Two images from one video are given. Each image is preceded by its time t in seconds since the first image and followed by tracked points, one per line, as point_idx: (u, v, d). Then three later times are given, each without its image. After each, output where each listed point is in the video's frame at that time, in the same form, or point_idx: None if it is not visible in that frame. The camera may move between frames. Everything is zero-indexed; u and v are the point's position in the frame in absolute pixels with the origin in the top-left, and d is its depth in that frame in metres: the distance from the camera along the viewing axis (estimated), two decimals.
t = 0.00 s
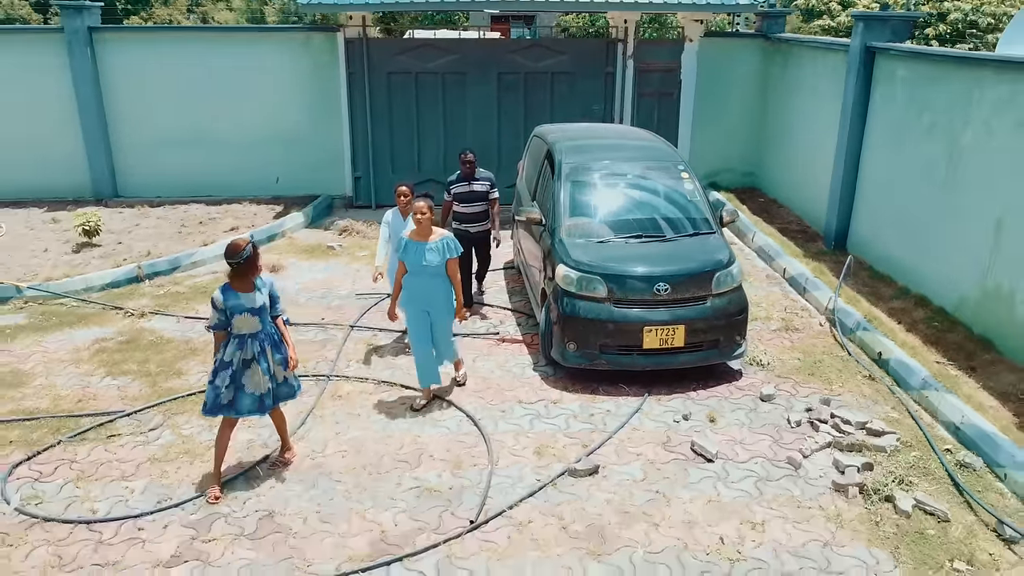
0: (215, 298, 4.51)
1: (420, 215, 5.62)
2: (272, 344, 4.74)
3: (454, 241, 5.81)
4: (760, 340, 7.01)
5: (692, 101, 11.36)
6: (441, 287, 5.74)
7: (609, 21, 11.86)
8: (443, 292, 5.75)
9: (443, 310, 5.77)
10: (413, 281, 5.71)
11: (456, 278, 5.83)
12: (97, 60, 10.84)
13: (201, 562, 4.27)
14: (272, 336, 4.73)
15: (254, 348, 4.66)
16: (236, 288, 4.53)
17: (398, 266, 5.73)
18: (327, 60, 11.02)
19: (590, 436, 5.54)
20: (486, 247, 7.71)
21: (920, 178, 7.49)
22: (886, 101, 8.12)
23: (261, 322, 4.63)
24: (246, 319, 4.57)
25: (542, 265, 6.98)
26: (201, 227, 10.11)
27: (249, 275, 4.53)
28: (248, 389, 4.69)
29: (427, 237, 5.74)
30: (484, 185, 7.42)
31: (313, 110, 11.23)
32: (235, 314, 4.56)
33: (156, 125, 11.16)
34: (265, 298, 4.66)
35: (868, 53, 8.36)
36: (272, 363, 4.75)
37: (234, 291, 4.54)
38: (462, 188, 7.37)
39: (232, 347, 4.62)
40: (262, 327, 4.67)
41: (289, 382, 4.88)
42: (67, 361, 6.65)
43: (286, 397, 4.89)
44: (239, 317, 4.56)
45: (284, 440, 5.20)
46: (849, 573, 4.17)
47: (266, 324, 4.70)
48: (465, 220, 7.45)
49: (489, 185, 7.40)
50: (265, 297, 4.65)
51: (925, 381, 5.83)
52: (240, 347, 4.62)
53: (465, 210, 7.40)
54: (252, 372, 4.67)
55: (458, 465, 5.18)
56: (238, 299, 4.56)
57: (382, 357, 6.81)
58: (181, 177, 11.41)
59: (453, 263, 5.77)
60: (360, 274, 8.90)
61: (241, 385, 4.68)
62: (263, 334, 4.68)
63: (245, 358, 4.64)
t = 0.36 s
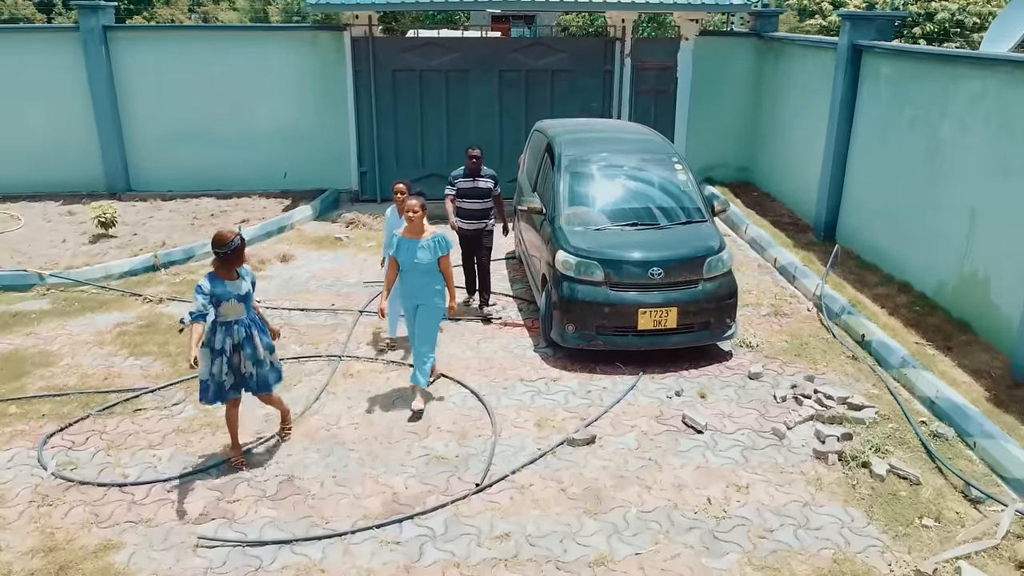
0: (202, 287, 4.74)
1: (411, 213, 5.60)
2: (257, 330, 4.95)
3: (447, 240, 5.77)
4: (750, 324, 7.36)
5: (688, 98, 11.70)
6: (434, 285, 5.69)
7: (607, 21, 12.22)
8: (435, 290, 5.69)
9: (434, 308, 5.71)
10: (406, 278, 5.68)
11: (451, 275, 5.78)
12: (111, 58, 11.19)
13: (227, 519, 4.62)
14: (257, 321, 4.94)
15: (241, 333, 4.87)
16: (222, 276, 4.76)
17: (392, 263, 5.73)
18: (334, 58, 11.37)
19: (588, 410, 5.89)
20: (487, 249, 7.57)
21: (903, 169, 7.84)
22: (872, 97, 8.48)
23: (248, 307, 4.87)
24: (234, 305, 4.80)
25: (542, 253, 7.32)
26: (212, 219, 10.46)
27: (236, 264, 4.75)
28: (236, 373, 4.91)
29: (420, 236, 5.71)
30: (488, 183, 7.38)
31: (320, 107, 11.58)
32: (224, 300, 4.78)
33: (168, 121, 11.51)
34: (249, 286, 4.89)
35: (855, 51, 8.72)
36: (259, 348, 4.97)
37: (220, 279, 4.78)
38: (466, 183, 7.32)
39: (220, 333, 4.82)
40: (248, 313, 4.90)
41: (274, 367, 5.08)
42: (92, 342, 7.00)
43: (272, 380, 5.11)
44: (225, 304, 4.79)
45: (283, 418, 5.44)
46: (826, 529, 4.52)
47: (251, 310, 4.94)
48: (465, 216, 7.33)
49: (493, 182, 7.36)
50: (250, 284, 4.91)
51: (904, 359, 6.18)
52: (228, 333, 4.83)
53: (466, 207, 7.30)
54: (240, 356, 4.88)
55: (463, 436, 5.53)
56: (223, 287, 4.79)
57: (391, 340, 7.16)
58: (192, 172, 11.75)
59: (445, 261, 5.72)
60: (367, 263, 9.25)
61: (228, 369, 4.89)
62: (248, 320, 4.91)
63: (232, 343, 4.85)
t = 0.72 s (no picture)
0: (196, 275, 4.74)
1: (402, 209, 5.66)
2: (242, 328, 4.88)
3: (436, 238, 5.74)
4: (740, 310, 7.68)
5: (684, 95, 12.03)
6: (420, 282, 5.76)
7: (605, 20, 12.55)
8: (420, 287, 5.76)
9: (421, 303, 5.79)
10: (395, 273, 5.76)
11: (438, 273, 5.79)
12: (123, 56, 11.51)
13: (246, 484, 4.94)
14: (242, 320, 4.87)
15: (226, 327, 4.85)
16: (214, 267, 4.77)
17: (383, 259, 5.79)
18: (339, 56, 11.70)
19: (584, 387, 6.22)
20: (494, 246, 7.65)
21: (888, 162, 8.16)
22: (859, 92, 8.82)
23: (234, 304, 4.81)
24: (220, 299, 4.77)
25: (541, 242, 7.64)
26: (222, 212, 10.78)
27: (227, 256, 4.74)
28: (222, 364, 4.93)
29: (410, 232, 5.73)
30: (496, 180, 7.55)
31: (326, 104, 11.91)
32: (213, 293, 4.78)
33: (178, 118, 11.84)
34: (243, 282, 4.84)
35: (843, 49, 9.06)
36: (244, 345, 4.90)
37: (213, 270, 4.79)
38: (475, 180, 7.49)
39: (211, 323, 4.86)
40: (236, 309, 4.84)
41: (262, 367, 5.00)
42: (110, 326, 7.33)
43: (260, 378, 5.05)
44: (214, 296, 4.78)
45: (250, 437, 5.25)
46: (806, 493, 4.83)
47: (242, 306, 4.87)
48: (475, 212, 7.48)
49: (502, 179, 7.53)
50: (244, 280, 4.84)
51: (885, 341, 6.50)
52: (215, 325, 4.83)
53: (476, 203, 7.46)
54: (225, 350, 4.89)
55: (466, 411, 5.86)
56: (216, 278, 4.78)
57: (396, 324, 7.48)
58: (201, 167, 12.08)
59: (434, 259, 5.71)
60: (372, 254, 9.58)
61: (217, 358, 4.92)
62: (237, 315, 4.86)
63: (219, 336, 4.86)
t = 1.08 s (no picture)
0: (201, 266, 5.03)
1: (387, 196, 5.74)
2: (230, 326, 5.01)
3: (419, 239, 5.73)
4: (734, 299, 7.94)
5: (681, 93, 12.29)
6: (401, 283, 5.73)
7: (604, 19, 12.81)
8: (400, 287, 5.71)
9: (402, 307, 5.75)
10: (379, 275, 5.77)
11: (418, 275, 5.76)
12: (132, 54, 11.77)
13: (261, 460, 5.20)
14: (230, 318, 5.00)
15: (217, 322, 5.03)
16: (214, 262, 5.00)
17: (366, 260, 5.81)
18: (344, 55, 11.94)
19: (582, 372, 6.48)
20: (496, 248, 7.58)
21: (877, 157, 8.42)
22: (850, 89, 9.08)
23: (223, 300, 4.99)
24: (213, 293, 5.00)
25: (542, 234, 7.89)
26: (229, 207, 11.03)
27: (221, 253, 4.94)
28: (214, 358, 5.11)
29: (395, 233, 5.74)
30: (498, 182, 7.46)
31: (331, 102, 12.15)
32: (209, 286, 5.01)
33: (185, 115, 12.09)
34: (234, 280, 4.98)
35: (834, 47, 9.33)
36: (231, 343, 5.04)
37: (214, 264, 5.03)
38: (477, 182, 7.36)
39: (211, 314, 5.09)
40: (227, 306, 5.01)
41: (251, 366, 5.10)
42: (125, 314, 7.59)
43: (248, 378, 5.15)
44: (211, 289, 5.01)
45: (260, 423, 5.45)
46: (792, 468, 5.09)
47: (234, 304, 5.02)
48: (480, 216, 7.35)
49: (503, 180, 7.45)
50: (234, 278, 4.98)
51: (872, 327, 6.76)
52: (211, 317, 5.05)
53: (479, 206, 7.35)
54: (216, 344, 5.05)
55: (470, 393, 6.12)
56: (215, 272, 5.00)
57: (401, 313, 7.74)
58: (208, 164, 12.33)
59: (416, 260, 5.70)
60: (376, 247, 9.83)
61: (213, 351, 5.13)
62: (229, 312, 5.03)
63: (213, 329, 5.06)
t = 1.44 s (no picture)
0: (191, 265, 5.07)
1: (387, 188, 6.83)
2: (220, 326, 5.08)
3: (405, 233, 5.85)
4: (730, 290, 8.21)
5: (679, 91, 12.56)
6: (388, 275, 5.81)
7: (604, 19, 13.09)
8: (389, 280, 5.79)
9: (389, 298, 5.84)
10: (363, 268, 5.80)
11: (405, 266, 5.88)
12: (142, 53, 12.04)
13: (278, 438, 5.47)
14: (220, 319, 5.07)
15: (207, 323, 5.10)
16: (204, 264, 5.04)
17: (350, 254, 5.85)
18: (349, 54, 12.18)
19: (583, 357, 6.75)
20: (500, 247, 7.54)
21: (869, 151, 8.70)
22: (842, 86, 9.36)
23: (212, 302, 5.03)
24: (203, 293, 5.04)
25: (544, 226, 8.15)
26: (238, 202, 11.29)
27: (207, 255, 4.96)
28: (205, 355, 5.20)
29: (380, 228, 5.82)
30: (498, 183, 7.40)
31: (337, 99, 12.40)
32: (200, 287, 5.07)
33: (194, 112, 12.36)
34: (221, 282, 5.00)
35: (828, 46, 9.60)
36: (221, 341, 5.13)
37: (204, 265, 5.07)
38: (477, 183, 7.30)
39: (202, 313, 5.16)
40: (217, 307, 5.06)
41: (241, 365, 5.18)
42: (142, 303, 7.86)
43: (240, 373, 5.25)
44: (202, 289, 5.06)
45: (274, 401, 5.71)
46: (783, 445, 5.36)
47: (223, 305, 5.06)
48: (481, 217, 7.29)
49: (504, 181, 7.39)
50: (221, 281, 4.99)
51: (861, 315, 7.03)
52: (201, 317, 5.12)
53: (480, 207, 7.27)
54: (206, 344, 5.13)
55: (475, 377, 6.40)
56: (204, 273, 5.04)
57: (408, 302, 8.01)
58: (216, 160, 12.59)
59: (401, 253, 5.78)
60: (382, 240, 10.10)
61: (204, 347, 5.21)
62: (219, 312, 5.08)
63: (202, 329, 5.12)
